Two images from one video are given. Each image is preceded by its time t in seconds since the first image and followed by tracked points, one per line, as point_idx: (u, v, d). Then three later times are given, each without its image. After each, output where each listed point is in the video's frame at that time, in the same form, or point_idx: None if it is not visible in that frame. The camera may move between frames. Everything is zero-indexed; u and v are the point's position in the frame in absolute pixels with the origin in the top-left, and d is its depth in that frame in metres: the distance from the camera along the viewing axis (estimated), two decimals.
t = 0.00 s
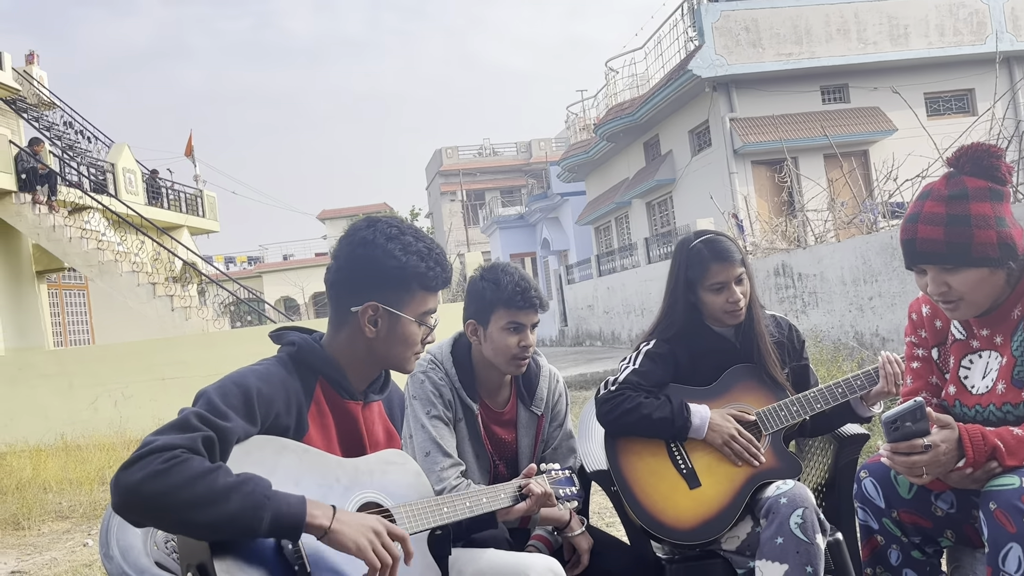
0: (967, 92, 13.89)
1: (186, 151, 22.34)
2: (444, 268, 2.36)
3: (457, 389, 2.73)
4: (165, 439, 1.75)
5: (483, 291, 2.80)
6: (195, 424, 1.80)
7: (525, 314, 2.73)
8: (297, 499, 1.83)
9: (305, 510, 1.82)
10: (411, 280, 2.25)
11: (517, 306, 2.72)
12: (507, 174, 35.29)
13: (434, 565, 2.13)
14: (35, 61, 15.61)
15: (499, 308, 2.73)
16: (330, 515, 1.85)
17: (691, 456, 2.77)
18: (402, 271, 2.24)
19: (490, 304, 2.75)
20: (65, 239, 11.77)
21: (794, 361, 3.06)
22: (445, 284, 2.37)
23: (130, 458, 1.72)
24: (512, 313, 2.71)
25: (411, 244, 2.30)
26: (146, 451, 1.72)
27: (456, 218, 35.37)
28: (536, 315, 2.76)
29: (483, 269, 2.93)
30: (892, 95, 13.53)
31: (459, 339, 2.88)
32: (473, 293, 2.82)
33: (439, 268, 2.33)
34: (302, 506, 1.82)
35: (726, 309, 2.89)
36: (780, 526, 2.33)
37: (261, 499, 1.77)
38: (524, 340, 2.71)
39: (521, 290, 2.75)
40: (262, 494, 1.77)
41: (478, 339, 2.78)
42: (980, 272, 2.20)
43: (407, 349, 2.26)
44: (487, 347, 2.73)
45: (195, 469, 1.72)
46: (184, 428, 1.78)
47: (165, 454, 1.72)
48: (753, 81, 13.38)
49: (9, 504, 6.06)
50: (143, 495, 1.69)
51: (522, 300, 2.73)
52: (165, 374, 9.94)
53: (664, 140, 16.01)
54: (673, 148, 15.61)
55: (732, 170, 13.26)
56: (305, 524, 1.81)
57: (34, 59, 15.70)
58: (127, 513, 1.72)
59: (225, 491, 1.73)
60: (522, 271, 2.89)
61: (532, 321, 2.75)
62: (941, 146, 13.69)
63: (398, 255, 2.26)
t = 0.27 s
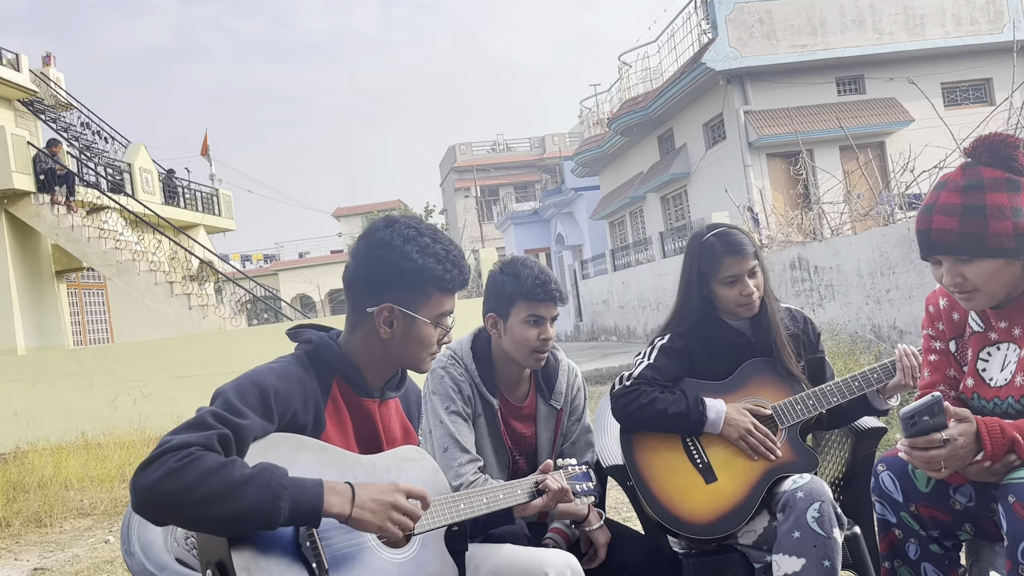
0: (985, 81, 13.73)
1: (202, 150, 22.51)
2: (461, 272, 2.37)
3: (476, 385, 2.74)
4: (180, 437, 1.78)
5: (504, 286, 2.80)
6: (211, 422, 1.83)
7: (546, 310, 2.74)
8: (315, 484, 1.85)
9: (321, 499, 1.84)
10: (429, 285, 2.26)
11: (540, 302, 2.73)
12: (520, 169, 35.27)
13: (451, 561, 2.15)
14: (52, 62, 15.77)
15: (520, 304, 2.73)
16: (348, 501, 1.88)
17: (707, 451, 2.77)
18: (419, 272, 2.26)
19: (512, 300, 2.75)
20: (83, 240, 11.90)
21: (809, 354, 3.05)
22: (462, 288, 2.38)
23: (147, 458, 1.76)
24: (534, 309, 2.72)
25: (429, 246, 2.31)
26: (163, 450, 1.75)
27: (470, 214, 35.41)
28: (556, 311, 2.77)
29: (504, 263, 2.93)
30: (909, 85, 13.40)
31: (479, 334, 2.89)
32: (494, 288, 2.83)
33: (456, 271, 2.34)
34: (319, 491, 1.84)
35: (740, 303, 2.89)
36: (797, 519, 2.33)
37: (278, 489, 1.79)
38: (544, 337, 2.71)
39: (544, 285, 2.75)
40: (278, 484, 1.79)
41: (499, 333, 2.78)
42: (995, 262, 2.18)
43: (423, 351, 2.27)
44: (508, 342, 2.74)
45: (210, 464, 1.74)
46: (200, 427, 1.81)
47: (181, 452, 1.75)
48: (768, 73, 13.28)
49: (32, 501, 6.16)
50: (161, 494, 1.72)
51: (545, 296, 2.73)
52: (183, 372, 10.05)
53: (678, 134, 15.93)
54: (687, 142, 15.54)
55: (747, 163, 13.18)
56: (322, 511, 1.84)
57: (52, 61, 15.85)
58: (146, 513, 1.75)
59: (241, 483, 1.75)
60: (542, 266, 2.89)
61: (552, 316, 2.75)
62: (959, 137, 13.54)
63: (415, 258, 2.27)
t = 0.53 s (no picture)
0: (1000, 69, 13.57)
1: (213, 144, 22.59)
2: (470, 265, 2.36)
3: (492, 378, 2.74)
4: (194, 431, 1.78)
5: (524, 279, 2.78)
6: (224, 417, 1.83)
7: (565, 306, 2.73)
8: (325, 483, 1.86)
9: (332, 497, 1.85)
10: (436, 278, 2.25)
11: (558, 296, 2.71)
12: (531, 161, 35.22)
13: (464, 555, 2.15)
14: (64, 58, 15.85)
15: (538, 298, 2.72)
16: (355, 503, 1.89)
17: (721, 444, 2.75)
18: (428, 267, 2.25)
19: (530, 293, 2.74)
20: (98, 235, 11.86)
21: (823, 346, 3.03)
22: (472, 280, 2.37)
23: (159, 451, 1.75)
24: (552, 304, 2.71)
25: (438, 240, 2.30)
26: (176, 443, 1.75)
27: (481, 207, 35.40)
28: (575, 307, 2.75)
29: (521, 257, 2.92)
30: (923, 73, 13.26)
31: (494, 327, 2.89)
32: (513, 282, 2.82)
33: (465, 264, 2.33)
34: (330, 491, 1.85)
35: (752, 295, 2.87)
36: (813, 513, 2.31)
37: (289, 486, 1.80)
38: (561, 331, 2.70)
39: (562, 280, 2.74)
40: (290, 482, 1.80)
41: (516, 327, 2.78)
42: (1014, 251, 2.15)
43: (434, 346, 2.27)
44: (524, 336, 2.74)
45: (222, 459, 1.74)
46: (213, 422, 1.82)
47: (194, 446, 1.75)
48: (780, 63, 13.16)
49: (49, 494, 6.23)
50: (171, 487, 1.72)
51: (563, 290, 2.72)
52: (197, 366, 10.11)
53: (690, 125, 15.84)
54: (699, 133, 15.45)
55: (759, 154, 13.10)
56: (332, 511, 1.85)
57: (64, 57, 15.94)
58: (156, 506, 1.75)
59: (253, 480, 1.75)
60: (561, 261, 2.88)
61: (570, 312, 2.73)
62: (973, 125, 13.40)
63: (423, 252, 2.25)
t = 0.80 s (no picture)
0: (1006, 59, 13.48)
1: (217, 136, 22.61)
2: (475, 255, 2.35)
3: (496, 368, 2.74)
4: (193, 422, 1.81)
5: (525, 268, 2.78)
6: (223, 406, 1.85)
7: (567, 295, 2.71)
8: (329, 451, 1.87)
9: (336, 465, 1.85)
10: (442, 269, 2.25)
11: (561, 286, 2.70)
12: (535, 153, 35.16)
13: (471, 543, 2.14)
14: (68, 51, 15.85)
15: (541, 288, 2.71)
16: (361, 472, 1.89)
17: (727, 435, 2.76)
18: (431, 258, 2.24)
19: (533, 283, 2.74)
20: (102, 227, 11.90)
21: (830, 335, 3.02)
22: (476, 270, 2.36)
23: (162, 443, 1.79)
24: (555, 293, 2.70)
25: (441, 231, 2.29)
26: (177, 434, 1.78)
27: (485, 199, 35.36)
28: (577, 296, 2.74)
29: (523, 246, 2.91)
30: (929, 63, 13.17)
31: (498, 318, 2.89)
32: (515, 272, 2.82)
33: (470, 255, 2.32)
34: (334, 458, 1.86)
35: (758, 285, 2.86)
36: (818, 502, 2.32)
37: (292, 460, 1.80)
38: (564, 321, 2.69)
39: (565, 269, 2.73)
40: (293, 455, 1.81)
41: (519, 317, 2.78)
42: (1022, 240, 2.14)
43: (439, 336, 2.27)
44: (528, 326, 2.73)
45: (222, 444, 1.76)
46: (212, 411, 1.84)
47: (193, 436, 1.77)
48: (785, 53, 13.08)
49: (56, 485, 6.27)
50: (173, 476, 1.75)
51: (566, 280, 2.71)
52: (202, 357, 10.14)
53: (694, 116, 15.79)
54: (704, 124, 15.39)
55: (764, 145, 13.05)
56: (338, 476, 1.85)
57: (68, 49, 15.94)
58: (163, 498, 1.79)
59: (255, 457, 1.76)
60: (564, 250, 2.87)
61: (573, 301, 2.73)
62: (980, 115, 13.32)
63: (428, 243, 2.25)
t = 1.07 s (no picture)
0: (1005, 51, 13.45)
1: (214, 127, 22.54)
2: (470, 247, 2.35)
3: (491, 360, 2.74)
4: (191, 422, 1.79)
5: (517, 260, 2.77)
6: (221, 406, 1.83)
7: (559, 286, 2.72)
8: (326, 472, 1.86)
9: (333, 486, 1.84)
10: (437, 261, 2.24)
11: (553, 276, 2.71)
12: (533, 144, 35.10)
13: (465, 536, 2.15)
14: (64, 40, 15.77)
15: (533, 278, 2.71)
16: (359, 488, 1.88)
17: (723, 427, 2.76)
18: (428, 250, 2.24)
19: (525, 275, 2.73)
20: (99, 217, 11.89)
21: (826, 329, 3.02)
22: (472, 263, 2.36)
23: (158, 443, 1.76)
24: (547, 283, 2.70)
25: (436, 223, 2.29)
26: (174, 434, 1.76)
27: (483, 190, 35.31)
28: (570, 287, 2.75)
29: (517, 238, 2.90)
30: (928, 55, 13.15)
31: (493, 309, 2.88)
32: (508, 264, 2.81)
33: (465, 247, 2.32)
34: (330, 479, 1.85)
35: (754, 278, 2.86)
36: (814, 495, 2.32)
37: (289, 476, 1.80)
38: (558, 311, 2.70)
39: (556, 260, 2.74)
40: (289, 472, 1.80)
41: (513, 309, 2.77)
42: (1019, 235, 2.14)
43: (435, 329, 2.27)
44: (521, 318, 2.72)
45: (221, 450, 1.75)
46: (210, 411, 1.82)
47: (192, 437, 1.75)
48: (784, 45, 13.04)
49: (54, 476, 6.27)
50: (170, 478, 1.73)
51: (557, 270, 2.71)
52: (200, 348, 10.14)
53: (693, 108, 15.76)
54: (702, 115, 15.36)
55: (763, 137, 13.03)
56: (334, 498, 1.84)
57: (64, 39, 15.85)
58: (157, 497, 1.77)
59: (252, 470, 1.76)
60: (557, 241, 2.86)
61: (566, 292, 2.74)
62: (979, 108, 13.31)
63: (423, 235, 2.25)
